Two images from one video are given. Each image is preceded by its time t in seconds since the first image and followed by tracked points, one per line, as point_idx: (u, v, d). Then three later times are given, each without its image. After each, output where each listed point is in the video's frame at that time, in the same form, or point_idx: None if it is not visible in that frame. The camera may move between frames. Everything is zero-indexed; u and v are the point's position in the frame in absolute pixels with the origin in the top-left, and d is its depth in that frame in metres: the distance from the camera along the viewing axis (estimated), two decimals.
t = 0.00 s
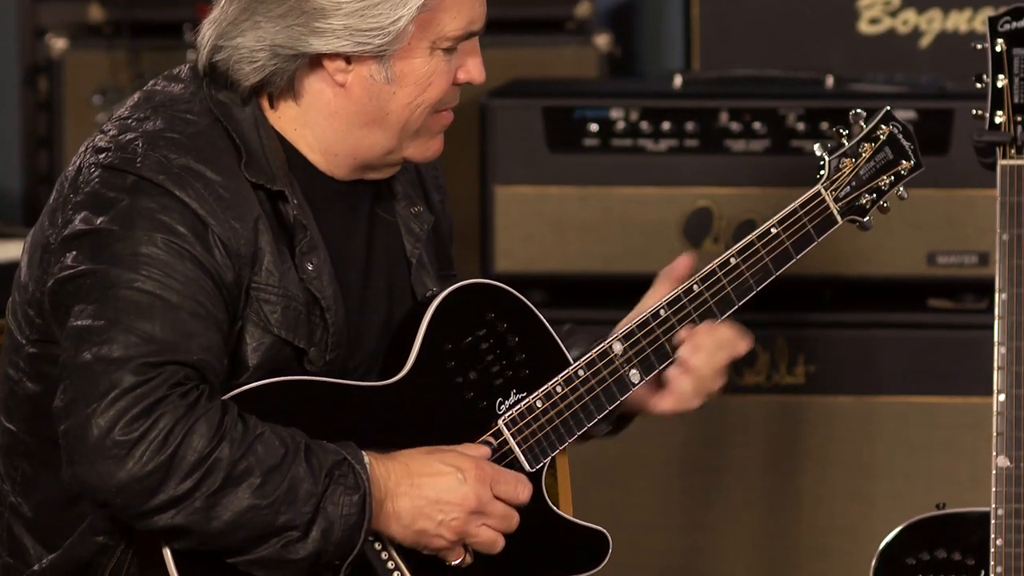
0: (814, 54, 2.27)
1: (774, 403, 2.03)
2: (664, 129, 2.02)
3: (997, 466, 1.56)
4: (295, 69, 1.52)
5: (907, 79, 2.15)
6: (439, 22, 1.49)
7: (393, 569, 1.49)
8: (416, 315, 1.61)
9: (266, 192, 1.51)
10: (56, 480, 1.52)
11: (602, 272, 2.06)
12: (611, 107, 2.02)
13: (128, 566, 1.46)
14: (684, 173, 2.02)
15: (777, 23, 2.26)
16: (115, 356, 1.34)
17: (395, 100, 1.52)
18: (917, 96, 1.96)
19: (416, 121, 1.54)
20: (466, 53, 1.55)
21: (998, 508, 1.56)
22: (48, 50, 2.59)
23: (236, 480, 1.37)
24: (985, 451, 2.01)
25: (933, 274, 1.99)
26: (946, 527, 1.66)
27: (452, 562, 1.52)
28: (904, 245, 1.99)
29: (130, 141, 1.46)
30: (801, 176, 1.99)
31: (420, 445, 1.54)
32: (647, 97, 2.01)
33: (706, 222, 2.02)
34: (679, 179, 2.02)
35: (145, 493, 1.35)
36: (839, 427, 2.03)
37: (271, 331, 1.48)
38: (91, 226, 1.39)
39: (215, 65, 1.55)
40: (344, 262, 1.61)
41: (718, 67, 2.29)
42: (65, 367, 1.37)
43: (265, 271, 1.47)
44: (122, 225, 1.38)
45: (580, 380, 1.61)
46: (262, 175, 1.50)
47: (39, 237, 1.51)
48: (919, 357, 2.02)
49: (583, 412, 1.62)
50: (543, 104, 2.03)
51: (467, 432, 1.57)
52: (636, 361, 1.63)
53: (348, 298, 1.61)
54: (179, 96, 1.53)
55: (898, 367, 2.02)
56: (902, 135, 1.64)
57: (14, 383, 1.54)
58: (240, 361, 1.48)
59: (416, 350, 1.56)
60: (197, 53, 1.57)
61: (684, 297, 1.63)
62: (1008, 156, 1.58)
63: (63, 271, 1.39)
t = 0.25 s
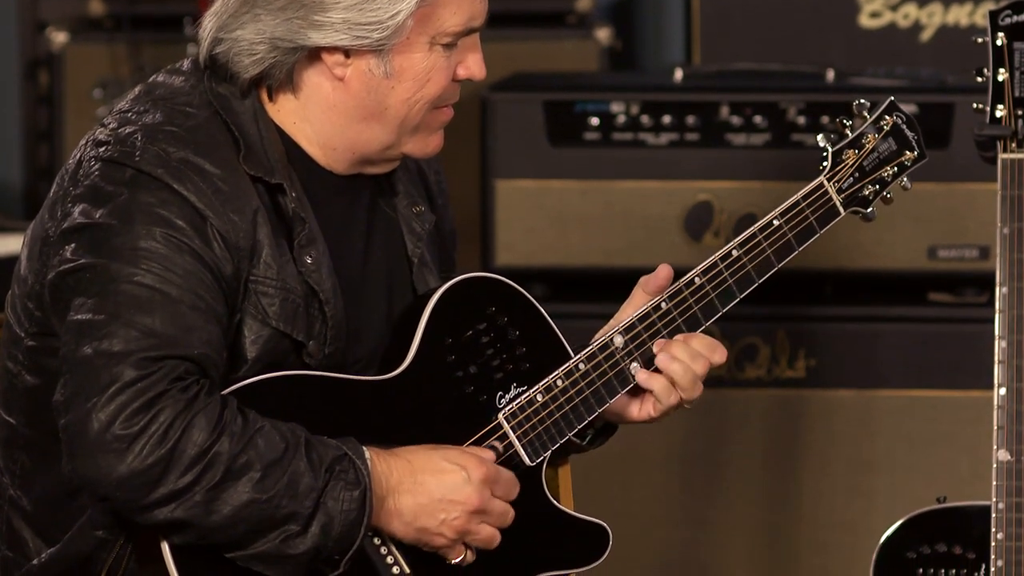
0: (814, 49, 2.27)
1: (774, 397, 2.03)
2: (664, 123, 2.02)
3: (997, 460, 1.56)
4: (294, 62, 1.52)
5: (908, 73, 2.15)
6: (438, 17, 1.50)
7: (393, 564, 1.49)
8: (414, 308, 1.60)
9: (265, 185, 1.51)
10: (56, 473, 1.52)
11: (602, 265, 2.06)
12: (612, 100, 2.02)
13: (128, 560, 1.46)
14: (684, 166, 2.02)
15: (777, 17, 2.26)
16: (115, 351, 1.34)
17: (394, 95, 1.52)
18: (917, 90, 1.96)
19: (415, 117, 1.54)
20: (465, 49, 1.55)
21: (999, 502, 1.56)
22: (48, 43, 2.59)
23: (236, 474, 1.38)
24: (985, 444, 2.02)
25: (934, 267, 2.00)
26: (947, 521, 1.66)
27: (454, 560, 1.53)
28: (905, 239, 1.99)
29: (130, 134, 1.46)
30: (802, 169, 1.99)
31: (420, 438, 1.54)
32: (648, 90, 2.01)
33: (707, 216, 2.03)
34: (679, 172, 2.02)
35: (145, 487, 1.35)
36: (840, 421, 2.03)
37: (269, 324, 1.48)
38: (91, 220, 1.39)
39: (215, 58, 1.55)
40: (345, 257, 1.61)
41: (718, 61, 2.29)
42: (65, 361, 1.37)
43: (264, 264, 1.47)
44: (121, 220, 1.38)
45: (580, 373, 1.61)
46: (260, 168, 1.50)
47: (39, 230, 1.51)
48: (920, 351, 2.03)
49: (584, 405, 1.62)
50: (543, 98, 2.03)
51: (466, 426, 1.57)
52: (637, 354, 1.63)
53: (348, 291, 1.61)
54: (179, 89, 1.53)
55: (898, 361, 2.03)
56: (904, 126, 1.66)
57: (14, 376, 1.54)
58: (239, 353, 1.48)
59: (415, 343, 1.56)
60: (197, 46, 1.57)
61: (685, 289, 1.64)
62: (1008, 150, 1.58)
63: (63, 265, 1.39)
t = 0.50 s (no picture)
0: (814, 42, 2.27)
1: (775, 391, 2.03)
2: (664, 117, 2.02)
3: (997, 453, 1.57)
4: (299, 57, 1.52)
5: (908, 66, 2.15)
6: (443, 13, 1.50)
7: (393, 557, 1.50)
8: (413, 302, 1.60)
9: (267, 180, 1.51)
10: (55, 465, 1.52)
11: (602, 259, 2.06)
12: (612, 94, 2.02)
13: (128, 553, 1.46)
14: (685, 160, 2.02)
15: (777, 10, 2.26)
16: (117, 345, 1.34)
17: (397, 89, 1.52)
18: (917, 83, 1.96)
19: (419, 112, 1.55)
20: (469, 44, 1.56)
21: (999, 495, 1.57)
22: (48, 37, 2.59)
23: (237, 467, 1.38)
24: (985, 437, 2.02)
25: (934, 261, 2.00)
26: (947, 514, 1.66)
27: (459, 547, 1.52)
28: (905, 233, 1.99)
29: (132, 128, 1.46)
30: (802, 163, 1.99)
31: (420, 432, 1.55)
32: (648, 84, 2.01)
33: (707, 210, 2.03)
34: (679, 166, 2.02)
35: (145, 481, 1.35)
36: (841, 415, 2.03)
37: (271, 319, 1.48)
38: (92, 214, 1.40)
39: (219, 51, 1.55)
40: (346, 252, 1.62)
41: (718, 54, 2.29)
42: (66, 354, 1.37)
43: (265, 259, 1.47)
44: (123, 214, 1.38)
45: (580, 367, 1.61)
46: (263, 164, 1.50)
47: (40, 223, 1.51)
48: (920, 345, 2.03)
49: (584, 399, 1.62)
50: (543, 92, 2.03)
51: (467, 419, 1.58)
52: (636, 348, 1.64)
53: (348, 286, 1.61)
54: (182, 83, 1.53)
55: (898, 354, 2.03)
56: (902, 122, 1.65)
57: (15, 368, 1.54)
58: (240, 347, 1.48)
59: (416, 338, 1.56)
60: (201, 40, 1.57)
61: (683, 283, 1.64)
62: (1008, 143, 1.59)
63: (64, 258, 1.40)
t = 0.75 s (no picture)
0: (814, 35, 2.27)
1: (775, 384, 2.04)
2: (665, 110, 2.02)
3: (997, 447, 1.57)
4: (301, 51, 1.53)
5: (908, 59, 2.15)
6: (446, 8, 1.50)
7: (392, 550, 1.49)
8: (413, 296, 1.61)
9: (267, 174, 1.51)
10: (55, 459, 1.52)
11: (602, 252, 2.06)
12: (612, 87, 2.02)
13: (128, 546, 1.46)
14: (685, 153, 2.02)
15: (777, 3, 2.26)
16: (117, 339, 1.34)
17: (399, 84, 1.52)
18: (917, 76, 1.96)
19: (421, 107, 1.55)
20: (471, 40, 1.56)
21: (999, 489, 1.57)
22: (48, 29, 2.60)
23: (236, 460, 1.38)
24: (985, 430, 2.02)
25: (934, 254, 2.00)
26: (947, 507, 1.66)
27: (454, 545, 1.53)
28: (905, 226, 1.99)
29: (132, 122, 1.46)
30: (801, 155, 1.99)
31: (420, 426, 1.55)
32: (648, 77, 2.01)
33: (707, 203, 2.03)
34: (679, 158, 2.02)
35: (145, 475, 1.35)
36: (841, 409, 2.03)
37: (270, 313, 1.49)
38: (92, 207, 1.40)
39: (221, 45, 1.55)
40: (346, 246, 1.62)
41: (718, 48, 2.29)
42: (66, 348, 1.37)
43: (265, 253, 1.47)
44: (123, 207, 1.38)
45: (580, 360, 1.61)
46: (263, 158, 1.50)
47: (40, 216, 1.51)
48: (919, 338, 2.03)
49: (584, 391, 1.62)
50: (543, 85, 2.03)
51: (467, 412, 1.58)
52: (636, 341, 1.64)
53: (348, 280, 1.61)
54: (183, 77, 1.53)
55: (897, 347, 2.03)
56: (904, 114, 1.66)
57: (15, 361, 1.54)
58: (240, 341, 1.48)
59: (415, 331, 1.56)
60: (203, 34, 1.57)
61: (684, 276, 1.64)
62: (1008, 136, 1.58)
63: (64, 252, 1.40)
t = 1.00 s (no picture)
0: (815, 29, 2.27)
1: (775, 378, 2.04)
2: (665, 104, 2.02)
3: (997, 441, 1.57)
4: (301, 45, 1.53)
5: (908, 53, 2.15)
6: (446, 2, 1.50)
7: (393, 544, 1.51)
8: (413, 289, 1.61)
9: (267, 167, 1.51)
10: (55, 453, 1.52)
11: (602, 246, 2.06)
12: (612, 81, 2.02)
13: (128, 539, 1.47)
14: (685, 147, 2.02)
15: None
16: (118, 331, 1.34)
17: (399, 78, 1.52)
18: (918, 70, 1.96)
19: (421, 100, 1.55)
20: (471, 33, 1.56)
21: (999, 482, 1.57)
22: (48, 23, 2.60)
23: (237, 453, 1.38)
24: (985, 424, 2.02)
25: (934, 248, 2.00)
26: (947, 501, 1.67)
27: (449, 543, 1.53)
28: (905, 220, 1.99)
29: (132, 115, 1.46)
30: (801, 149, 1.99)
31: (420, 420, 1.55)
32: (648, 71, 2.01)
33: (707, 197, 2.03)
34: (679, 152, 2.02)
35: (146, 467, 1.35)
36: (841, 403, 2.04)
37: (270, 306, 1.49)
38: (93, 200, 1.40)
39: (221, 39, 1.55)
40: (346, 239, 1.62)
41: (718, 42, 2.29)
42: (66, 340, 1.37)
43: (265, 246, 1.47)
44: (124, 200, 1.38)
45: (579, 354, 1.61)
46: (264, 151, 1.50)
47: (41, 209, 1.51)
48: (919, 332, 2.03)
49: (584, 385, 1.62)
50: (543, 79, 2.03)
51: (466, 405, 1.58)
52: (636, 334, 1.63)
53: (348, 273, 1.61)
54: (183, 70, 1.53)
55: (897, 341, 2.03)
56: (903, 107, 1.66)
57: (15, 356, 1.54)
58: (240, 334, 1.48)
59: (416, 325, 1.56)
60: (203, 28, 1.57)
61: (683, 268, 1.64)
62: (1008, 131, 1.59)
63: (65, 245, 1.40)
